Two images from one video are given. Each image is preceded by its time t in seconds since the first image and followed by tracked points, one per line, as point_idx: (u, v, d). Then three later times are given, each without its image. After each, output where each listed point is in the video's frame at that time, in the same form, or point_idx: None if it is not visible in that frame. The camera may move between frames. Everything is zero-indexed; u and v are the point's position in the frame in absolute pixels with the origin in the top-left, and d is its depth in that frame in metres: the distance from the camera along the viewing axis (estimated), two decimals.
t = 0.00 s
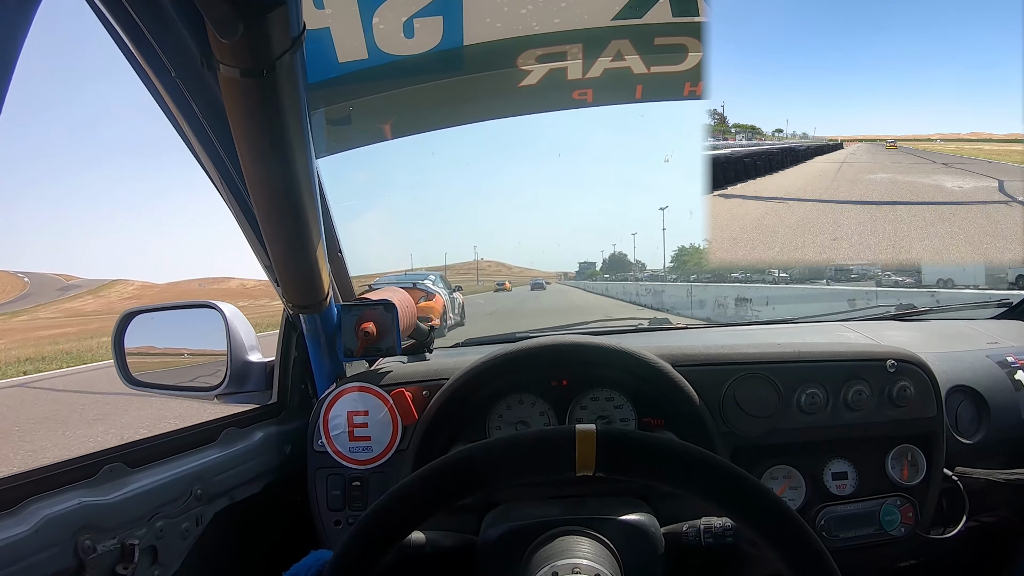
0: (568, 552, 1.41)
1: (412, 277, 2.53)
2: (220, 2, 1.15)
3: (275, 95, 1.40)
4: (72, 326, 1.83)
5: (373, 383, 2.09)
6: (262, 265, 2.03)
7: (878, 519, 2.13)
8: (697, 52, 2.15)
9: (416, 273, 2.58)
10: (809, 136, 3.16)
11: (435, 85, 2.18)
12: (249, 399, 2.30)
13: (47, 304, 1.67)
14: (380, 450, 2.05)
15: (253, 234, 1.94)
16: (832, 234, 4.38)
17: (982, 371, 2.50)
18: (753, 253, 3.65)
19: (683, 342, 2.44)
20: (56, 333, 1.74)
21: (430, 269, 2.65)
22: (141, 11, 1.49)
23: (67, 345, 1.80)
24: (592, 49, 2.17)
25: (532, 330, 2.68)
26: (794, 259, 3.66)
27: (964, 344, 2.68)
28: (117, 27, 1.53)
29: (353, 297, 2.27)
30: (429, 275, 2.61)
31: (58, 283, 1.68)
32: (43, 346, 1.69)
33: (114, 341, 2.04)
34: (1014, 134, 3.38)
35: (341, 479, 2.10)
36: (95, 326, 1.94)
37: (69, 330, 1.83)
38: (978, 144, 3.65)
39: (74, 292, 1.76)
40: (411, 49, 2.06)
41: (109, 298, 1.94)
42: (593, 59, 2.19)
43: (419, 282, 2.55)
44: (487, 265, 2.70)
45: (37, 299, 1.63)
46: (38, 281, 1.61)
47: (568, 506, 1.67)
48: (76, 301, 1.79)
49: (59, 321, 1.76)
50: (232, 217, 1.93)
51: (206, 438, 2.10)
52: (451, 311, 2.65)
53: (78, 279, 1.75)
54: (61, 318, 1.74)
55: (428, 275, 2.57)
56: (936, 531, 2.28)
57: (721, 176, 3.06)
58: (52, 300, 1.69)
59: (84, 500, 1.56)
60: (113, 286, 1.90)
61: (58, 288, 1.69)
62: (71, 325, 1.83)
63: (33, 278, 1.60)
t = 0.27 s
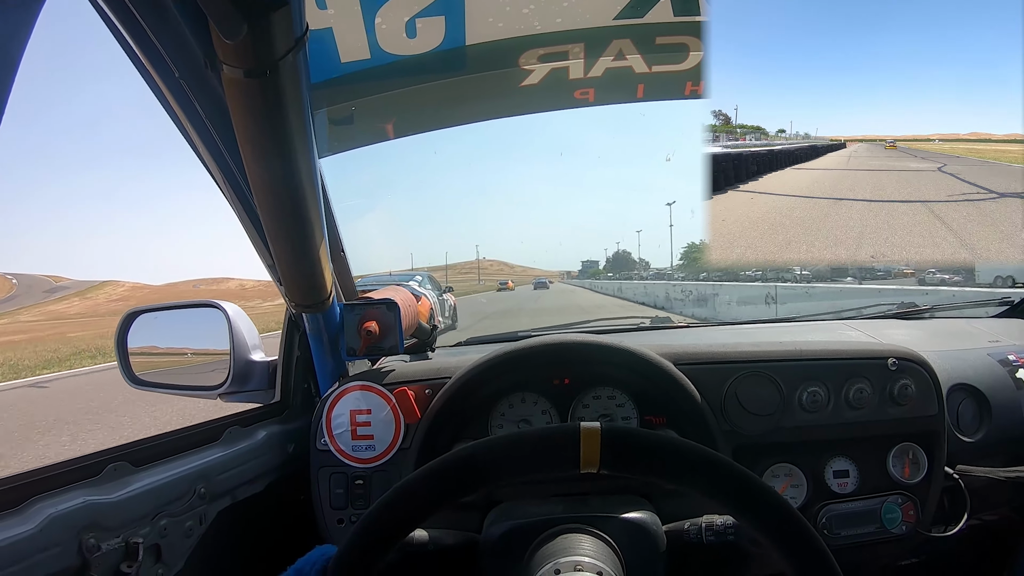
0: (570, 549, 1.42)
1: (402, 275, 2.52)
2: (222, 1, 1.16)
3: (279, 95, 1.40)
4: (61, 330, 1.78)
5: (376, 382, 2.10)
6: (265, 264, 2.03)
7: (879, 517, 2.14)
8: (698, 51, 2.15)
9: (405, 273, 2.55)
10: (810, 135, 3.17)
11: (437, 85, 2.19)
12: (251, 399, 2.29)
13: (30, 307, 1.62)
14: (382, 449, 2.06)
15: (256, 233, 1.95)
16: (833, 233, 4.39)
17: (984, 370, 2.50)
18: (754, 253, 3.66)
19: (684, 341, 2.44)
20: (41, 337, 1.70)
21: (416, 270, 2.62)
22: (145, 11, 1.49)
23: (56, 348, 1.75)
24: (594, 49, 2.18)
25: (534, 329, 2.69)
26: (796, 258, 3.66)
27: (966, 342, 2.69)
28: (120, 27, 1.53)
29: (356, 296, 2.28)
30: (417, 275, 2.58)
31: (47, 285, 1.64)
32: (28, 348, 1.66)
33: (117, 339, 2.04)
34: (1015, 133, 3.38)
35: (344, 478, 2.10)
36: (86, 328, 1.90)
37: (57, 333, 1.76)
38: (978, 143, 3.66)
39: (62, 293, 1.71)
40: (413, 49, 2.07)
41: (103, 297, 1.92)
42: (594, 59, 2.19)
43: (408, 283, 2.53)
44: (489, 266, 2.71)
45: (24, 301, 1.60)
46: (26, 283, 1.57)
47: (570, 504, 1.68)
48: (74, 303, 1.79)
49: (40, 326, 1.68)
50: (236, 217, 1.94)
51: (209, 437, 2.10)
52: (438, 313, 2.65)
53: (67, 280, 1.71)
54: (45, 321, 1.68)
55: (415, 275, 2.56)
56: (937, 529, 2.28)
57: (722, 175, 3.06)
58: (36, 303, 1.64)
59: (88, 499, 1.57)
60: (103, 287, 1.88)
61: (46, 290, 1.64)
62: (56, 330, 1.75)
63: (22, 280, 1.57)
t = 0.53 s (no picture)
0: (571, 553, 1.43)
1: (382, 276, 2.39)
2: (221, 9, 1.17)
3: (279, 103, 1.41)
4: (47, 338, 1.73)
5: (378, 387, 2.11)
6: (266, 270, 2.04)
7: (880, 519, 2.14)
8: (697, 55, 2.15)
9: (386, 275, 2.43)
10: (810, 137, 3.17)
11: (437, 90, 2.20)
12: (253, 403, 2.29)
13: (10, 310, 1.57)
14: (384, 453, 2.07)
15: (257, 238, 1.96)
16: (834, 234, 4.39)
17: (985, 371, 2.51)
18: (755, 254, 3.66)
19: (685, 343, 2.45)
20: (20, 345, 1.63)
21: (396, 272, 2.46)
22: (145, 21, 1.50)
23: (41, 355, 1.70)
24: (593, 54, 2.18)
25: (535, 332, 2.70)
26: (797, 259, 3.66)
27: (967, 343, 2.69)
28: (120, 36, 1.54)
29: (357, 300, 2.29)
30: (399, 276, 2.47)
31: (32, 287, 1.59)
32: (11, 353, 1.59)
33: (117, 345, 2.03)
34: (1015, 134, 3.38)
35: (346, 482, 2.11)
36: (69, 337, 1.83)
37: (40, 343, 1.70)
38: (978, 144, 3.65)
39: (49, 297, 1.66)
40: (413, 55, 2.08)
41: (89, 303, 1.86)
42: (593, 63, 2.20)
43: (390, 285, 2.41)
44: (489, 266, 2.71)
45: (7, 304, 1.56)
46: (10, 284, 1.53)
47: (571, 507, 1.68)
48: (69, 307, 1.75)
49: (17, 332, 1.62)
50: (237, 223, 1.95)
51: (212, 442, 2.11)
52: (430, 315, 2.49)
53: (53, 282, 1.65)
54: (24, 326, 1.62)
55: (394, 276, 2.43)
56: (939, 530, 2.28)
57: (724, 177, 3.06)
58: (17, 306, 1.59)
59: (92, 504, 1.58)
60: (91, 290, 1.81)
61: (32, 292, 1.60)
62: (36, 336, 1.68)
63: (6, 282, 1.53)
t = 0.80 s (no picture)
0: (577, 552, 1.43)
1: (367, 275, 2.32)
2: (224, 11, 1.16)
3: (283, 103, 1.41)
4: (19, 342, 1.63)
5: (382, 387, 2.10)
6: (269, 270, 2.04)
7: (885, 517, 2.14)
8: (700, 53, 2.14)
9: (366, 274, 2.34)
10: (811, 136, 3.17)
11: (440, 91, 2.20)
12: (258, 403, 2.30)
13: None
14: (389, 453, 2.06)
15: (260, 240, 1.96)
16: (835, 232, 4.39)
17: (989, 368, 2.51)
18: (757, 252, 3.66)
19: (688, 342, 2.45)
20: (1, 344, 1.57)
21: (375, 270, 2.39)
22: (148, 21, 1.49)
23: (15, 360, 1.61)
24: (596, 53, 2.18)
25: (539, 331, 2.70)
26: (799, 257, 3.66)
27: (970, 341, 2.69)
28: (123, 36, 1.53)
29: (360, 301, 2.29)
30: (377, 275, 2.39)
31: (18, 288, 1.54)
32: None
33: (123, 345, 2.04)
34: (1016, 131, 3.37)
35: (350, 482, 2.11)
36: (50, 342, 1.73)
37: (11, 347, 1.60)
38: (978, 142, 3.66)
39: (32, 299, 1.59)
40: (416, 54, 2.08)
41: (71, 308, 1.77)
42: (596, 63, 2.19)
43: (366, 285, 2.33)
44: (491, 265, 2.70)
45: None
46: None
47: (576, 507, 1.68)
48: (68, 309, 1.74)
49: None
50: (241, 225, 1.95)
51: (216, 443, 2.11)
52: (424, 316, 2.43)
53: (41, 283, 1.60)
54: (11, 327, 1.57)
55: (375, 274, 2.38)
56: (943, 528, 2.29)
57: (728, 175, 3.05)
58: None
59: (96, 506, 1.57)
60: (76, 292, 1.73)
61: (15, 293, 1.54)
62: (6, 339, 1.58)
63: None
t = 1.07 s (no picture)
0: (578, 552, 1.43)
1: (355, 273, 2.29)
2: (227, 12, 1.17)
3: (287, 105, 1.42)
4: None
5: (384, 388, 2.11)
6: (272, 271, 2.05)
7: (885, 518, 2.15)
8: (703, 56, 2.15)
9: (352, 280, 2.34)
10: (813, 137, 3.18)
11: (443, 93, 2.20)
12: (260, 403, 2.30)
13: None
14: (390, 454, 2.07)
15: (264, 241, 1.96)
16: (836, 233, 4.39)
17: (989, 371, 2.51)
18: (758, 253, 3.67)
19: (689, 343, 2.45)
20: None
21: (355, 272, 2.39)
22: (152, 22, 1.50)
23: None
24: (599, 56, 2.19)
25: (540, 332, 2.70)
26: (800, 258, 3.67)
27: (971, 343, 2.69)
28: (127, 37, 1.54)
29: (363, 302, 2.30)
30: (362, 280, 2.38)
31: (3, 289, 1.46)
32: None
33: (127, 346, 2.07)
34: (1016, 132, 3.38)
35: (352, 482, 2.11)
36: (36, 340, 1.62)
37: None
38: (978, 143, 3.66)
39: (14, 300, 1.50)
40: (419, 57, 2.09)
41: (55, 308, 1.65)
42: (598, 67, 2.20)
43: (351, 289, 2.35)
44: (493, 266, 2.69)
45: None
46: None
47: (577, 507, 1.69)
48: (58, 311, 1.66)
49: None
50: (245, 227, 1.96)
51: (219, 443, 2.12)
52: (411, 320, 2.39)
53: (25, 284, 1.52)
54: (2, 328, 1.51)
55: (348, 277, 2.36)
56: (943, 529, 2.30)
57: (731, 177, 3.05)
58: None
59: (99, 506, 1.58)
60: (59, 291, 1.63)
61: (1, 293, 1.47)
62: None
63: None
